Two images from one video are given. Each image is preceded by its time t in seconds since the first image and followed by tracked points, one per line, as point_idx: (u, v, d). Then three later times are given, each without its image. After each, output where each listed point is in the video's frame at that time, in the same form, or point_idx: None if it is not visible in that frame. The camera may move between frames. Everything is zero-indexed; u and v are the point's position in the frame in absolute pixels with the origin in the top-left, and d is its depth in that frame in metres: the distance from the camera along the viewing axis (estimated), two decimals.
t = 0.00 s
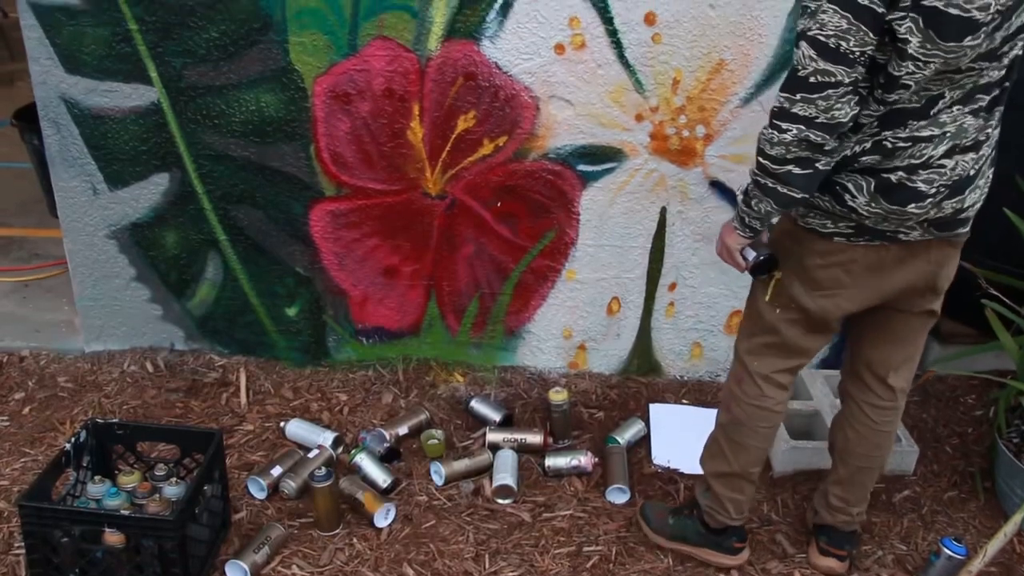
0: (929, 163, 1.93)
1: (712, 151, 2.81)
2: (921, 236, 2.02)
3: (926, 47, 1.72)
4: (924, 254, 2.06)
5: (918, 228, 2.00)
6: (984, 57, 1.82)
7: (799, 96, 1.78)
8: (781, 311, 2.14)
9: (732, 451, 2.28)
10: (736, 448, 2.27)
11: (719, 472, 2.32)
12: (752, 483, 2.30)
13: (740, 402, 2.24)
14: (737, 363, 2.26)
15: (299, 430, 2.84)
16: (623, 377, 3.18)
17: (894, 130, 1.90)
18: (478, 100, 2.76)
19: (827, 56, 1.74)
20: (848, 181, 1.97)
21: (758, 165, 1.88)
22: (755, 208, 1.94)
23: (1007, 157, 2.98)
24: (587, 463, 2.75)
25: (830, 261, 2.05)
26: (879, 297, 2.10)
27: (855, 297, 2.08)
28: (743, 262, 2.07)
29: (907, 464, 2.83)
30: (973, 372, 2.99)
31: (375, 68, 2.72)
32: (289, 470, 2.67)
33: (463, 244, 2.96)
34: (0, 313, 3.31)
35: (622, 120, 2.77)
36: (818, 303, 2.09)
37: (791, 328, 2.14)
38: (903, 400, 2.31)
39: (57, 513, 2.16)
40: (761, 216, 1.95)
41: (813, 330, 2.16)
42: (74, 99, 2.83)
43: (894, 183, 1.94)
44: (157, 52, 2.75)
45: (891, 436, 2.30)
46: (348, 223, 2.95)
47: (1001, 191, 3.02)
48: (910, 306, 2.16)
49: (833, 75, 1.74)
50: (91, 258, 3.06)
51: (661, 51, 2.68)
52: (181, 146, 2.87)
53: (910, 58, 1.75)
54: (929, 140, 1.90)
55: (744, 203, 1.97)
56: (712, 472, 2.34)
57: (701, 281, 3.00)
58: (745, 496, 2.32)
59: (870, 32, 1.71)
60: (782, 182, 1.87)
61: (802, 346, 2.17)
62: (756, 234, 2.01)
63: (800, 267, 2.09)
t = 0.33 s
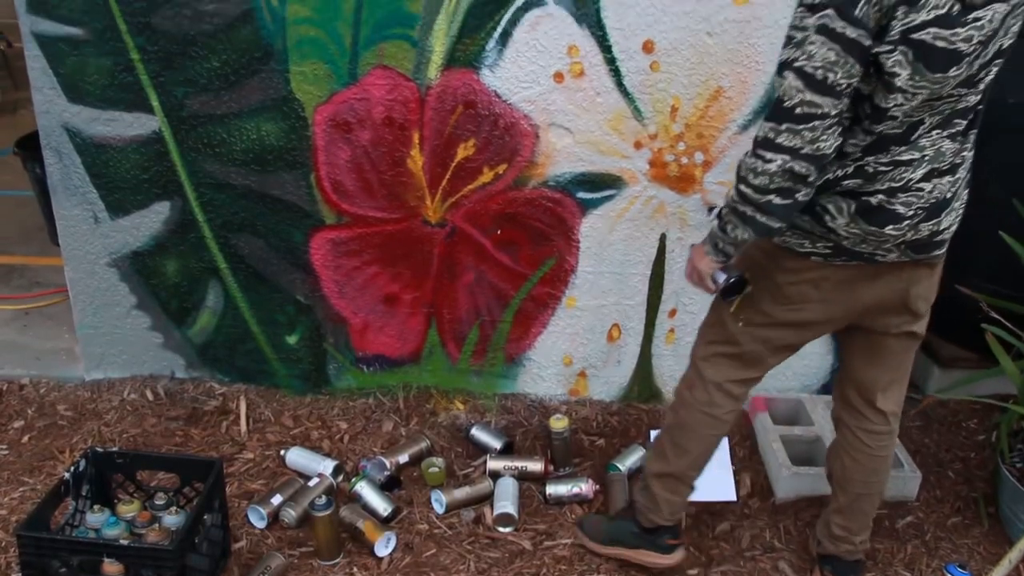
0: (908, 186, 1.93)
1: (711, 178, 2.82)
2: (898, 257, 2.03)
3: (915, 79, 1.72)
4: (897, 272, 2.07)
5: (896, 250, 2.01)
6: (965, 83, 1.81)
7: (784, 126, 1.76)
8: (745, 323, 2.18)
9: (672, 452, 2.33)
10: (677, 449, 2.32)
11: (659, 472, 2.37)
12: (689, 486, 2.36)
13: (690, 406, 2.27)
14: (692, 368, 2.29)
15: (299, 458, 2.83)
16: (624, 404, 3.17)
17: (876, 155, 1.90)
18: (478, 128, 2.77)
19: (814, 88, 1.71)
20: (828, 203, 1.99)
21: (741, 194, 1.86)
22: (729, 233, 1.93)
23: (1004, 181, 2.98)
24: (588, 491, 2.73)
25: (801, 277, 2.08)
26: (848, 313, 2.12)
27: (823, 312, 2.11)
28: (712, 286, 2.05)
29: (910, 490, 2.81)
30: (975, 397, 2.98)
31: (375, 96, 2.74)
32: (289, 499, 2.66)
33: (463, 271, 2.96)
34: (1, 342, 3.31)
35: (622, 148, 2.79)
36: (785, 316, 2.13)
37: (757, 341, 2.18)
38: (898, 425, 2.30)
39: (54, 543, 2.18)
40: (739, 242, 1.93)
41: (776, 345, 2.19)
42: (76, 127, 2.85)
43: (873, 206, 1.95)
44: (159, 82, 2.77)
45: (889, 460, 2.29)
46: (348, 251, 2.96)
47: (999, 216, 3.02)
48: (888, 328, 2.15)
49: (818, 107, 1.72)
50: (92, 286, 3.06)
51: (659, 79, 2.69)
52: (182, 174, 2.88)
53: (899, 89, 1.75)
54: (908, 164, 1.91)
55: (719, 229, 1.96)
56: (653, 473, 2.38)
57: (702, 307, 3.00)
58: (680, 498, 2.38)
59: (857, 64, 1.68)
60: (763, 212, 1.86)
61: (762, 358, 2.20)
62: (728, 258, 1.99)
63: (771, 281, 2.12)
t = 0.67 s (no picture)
0: (808, 221, 1.92)
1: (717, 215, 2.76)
2: (807, 290, 2.01)
3: (806, 124, 1.76)
4: (810, 304, 2.04)
5: (804, 283, 1.99)
6: (857, 117, 1.79)
7: (677, 178, 1.77)
8: (674, 369, 2.18)
9: (622, 499, 2.35)
10: (626, 496, 2.34)
11: (613, 518, 2.38)
12: (643, 533, 2.38)
13: (632, 453, 2.29)
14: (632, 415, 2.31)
15: (299, 499, 2.81)
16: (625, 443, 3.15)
17: (773, 192, 1.89)
18: (478, 167, 2.79)
19: (703, 141, 1.73)
20: (732, 241, 1.99)
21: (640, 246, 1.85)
22: (633, 283, 1.90)
23: (999, 215, 3.01)
24: (590, 528, 2.68)
25: (718, 320, 2.07)
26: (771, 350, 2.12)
27: (745, 351, 2.10)
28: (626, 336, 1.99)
29: (913, 527, 2.79)
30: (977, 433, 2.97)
31: (375, 137, 2.76)
32: (289, 540, 2.63)
33: (463, 310, 2.97)
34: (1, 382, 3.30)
35: (620, 187, 2.80)
36: (710, 359, 2.12)
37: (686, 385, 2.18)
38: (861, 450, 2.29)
39: None
40: (646, 291, 1.89)
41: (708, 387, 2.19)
42: (78, 169, 2.87)
43: (773, 241, 1.95)
44: (161, 123, 2.80)
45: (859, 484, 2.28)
46: (348, 291, 2.96)
47: (998, 251, 3.04)
48: (816, 362, 2.14)
49: (709, 159, 1.74)
50: (92, 326, 3.06)
51: (657, 118, 2.71)
52: (183, 215, 2.90)
53: (790, 135, 1.77)
54: (806, 200, 1.89)
55: (625, 281, 1.92)
56: (607, 518, 2.40)
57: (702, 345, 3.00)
58: (634, 544, 2.40)
59: (743, 115, 1.71)
60: (663, 261, 1.84)
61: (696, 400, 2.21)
62: (640, 308, 1.94)
63: (690, 326, 2.11)
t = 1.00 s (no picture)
0: (697, 235, 1.94)
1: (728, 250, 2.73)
2: (711, 306, 2.03)
3: (677, 139, 1.79)
4: (720, 324, 2.08)
5: (704, 299, 2.02)
6: (739, 132, 1.88)
7: (550, 197, 1.81)
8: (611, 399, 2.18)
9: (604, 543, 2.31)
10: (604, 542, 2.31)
11: (600, 561, 2.34)
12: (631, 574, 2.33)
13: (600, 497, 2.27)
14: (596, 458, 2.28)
15: (299, 534, 2.78)
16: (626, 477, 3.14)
17: (659, 208, 1.93)
18: (478, 202, 2.80)
19: (568, 158, 1.77)
20: (626, 260, 2.01)
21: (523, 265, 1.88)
22: (526, 303, 1.92)
23: (996, 245, 3.02)
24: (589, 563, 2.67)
25: (632, 341, 2.09)
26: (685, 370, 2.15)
27: (663, 372, 2.13)
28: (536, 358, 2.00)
29: (917, 559, 2.75)
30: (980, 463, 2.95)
31: (375, 171, 2.78)
32: None
33: (464, 344, 2.97)
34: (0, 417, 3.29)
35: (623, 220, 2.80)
36: (632, 384, 2.14)
37: (621, 415, 2.19)
38: (789, 460, 2.29)
39: None
40: (541, 311, 1.92)
41: (644, 414, 2.19)
42: (80, 203, 2.88)
43: (664, 257, 1.96)
44: (163, 157, 2.82)
45: (789, 489, 2.28)
46: (348, 325, 2.96)
47: (997, 281, 3.04)
48: (728, 380, 2.17)
49: (575, 176, 1.78)
50: (92, 360, 3.06)
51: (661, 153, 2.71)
52: (184, 249, 2.91)
53: (661, 150, 1.81)
54: (692, 214, 1.92)
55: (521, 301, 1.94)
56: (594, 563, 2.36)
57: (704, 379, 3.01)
58: None
59: (606, 132, 1.75)
60: (548, 279, 1.87)
61: (638, 428, 2.20)
62: (543, 328, 1.95)
63: (610, 352, 2.14)
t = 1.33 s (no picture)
0: (656, 258, 1.95)
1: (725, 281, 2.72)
2: (678, 329, 2.03)
3: (625, 162, 1.81)
4: (688, 353, 2.10)
5: (671, 322, 2.02)
6: (689, 152, 1.89)
7: (497, 226, 1.90)
8: (589, 433, 2.20)
9: None
10: None
11: None
12: None
13: (590, 531, 2.26)
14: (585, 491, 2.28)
15: (298, 567, 2.76)
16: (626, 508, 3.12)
17: (617, 234, 1.95)
18: (477, 232, 2.81)
19: (513, 188, 1.86)
20: (589, 288, 2.03)
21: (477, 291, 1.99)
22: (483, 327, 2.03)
23: (995, 272, 3.03)
24: None
25: (602, 374, 2.12)
26: (657, 398, 2.17)
27: (636, 402, 2.15)
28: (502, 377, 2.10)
29: None
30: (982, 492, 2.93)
31: (375, 203, 2.80)
32: None
33: (464, 375, 2.96)
34: None
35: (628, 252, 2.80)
36: (607, 416, 2.16)
37: (602, 447, 2.20)
38: (764, 492, 2.28)
39: None
40: (497, 334, 2.02)
41: (623, 445, 2.20)
42: (81, 235, 2.89)
43: (625, 283, 1.98)
44: (164, 190, 2.83)
45: (764, 523, 2.27)
46: (348, 356, 2.96)
47: (997, 308, 3.05)
48: (698, 408, 2.20)
49: (520, 205, 1.86)
50: (92, 392, 3.05)
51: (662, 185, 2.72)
52: (184, 281, 2.91)
53: (609, 175, 1.83)
54: (649, 237, 1.93)
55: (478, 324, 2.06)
56: None
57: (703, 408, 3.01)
58: None
59: (547, 162, 1.82)
60: (501, 305, 1.97)
61: (619, 460, 2.21)
62: (502, 349, 2.06)
63: (583, 384, 2.17)
